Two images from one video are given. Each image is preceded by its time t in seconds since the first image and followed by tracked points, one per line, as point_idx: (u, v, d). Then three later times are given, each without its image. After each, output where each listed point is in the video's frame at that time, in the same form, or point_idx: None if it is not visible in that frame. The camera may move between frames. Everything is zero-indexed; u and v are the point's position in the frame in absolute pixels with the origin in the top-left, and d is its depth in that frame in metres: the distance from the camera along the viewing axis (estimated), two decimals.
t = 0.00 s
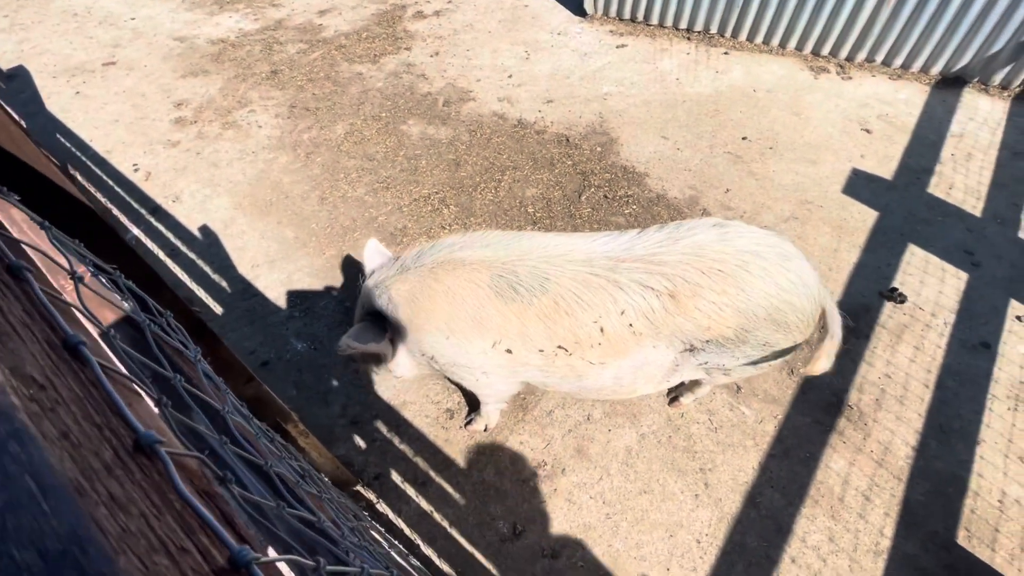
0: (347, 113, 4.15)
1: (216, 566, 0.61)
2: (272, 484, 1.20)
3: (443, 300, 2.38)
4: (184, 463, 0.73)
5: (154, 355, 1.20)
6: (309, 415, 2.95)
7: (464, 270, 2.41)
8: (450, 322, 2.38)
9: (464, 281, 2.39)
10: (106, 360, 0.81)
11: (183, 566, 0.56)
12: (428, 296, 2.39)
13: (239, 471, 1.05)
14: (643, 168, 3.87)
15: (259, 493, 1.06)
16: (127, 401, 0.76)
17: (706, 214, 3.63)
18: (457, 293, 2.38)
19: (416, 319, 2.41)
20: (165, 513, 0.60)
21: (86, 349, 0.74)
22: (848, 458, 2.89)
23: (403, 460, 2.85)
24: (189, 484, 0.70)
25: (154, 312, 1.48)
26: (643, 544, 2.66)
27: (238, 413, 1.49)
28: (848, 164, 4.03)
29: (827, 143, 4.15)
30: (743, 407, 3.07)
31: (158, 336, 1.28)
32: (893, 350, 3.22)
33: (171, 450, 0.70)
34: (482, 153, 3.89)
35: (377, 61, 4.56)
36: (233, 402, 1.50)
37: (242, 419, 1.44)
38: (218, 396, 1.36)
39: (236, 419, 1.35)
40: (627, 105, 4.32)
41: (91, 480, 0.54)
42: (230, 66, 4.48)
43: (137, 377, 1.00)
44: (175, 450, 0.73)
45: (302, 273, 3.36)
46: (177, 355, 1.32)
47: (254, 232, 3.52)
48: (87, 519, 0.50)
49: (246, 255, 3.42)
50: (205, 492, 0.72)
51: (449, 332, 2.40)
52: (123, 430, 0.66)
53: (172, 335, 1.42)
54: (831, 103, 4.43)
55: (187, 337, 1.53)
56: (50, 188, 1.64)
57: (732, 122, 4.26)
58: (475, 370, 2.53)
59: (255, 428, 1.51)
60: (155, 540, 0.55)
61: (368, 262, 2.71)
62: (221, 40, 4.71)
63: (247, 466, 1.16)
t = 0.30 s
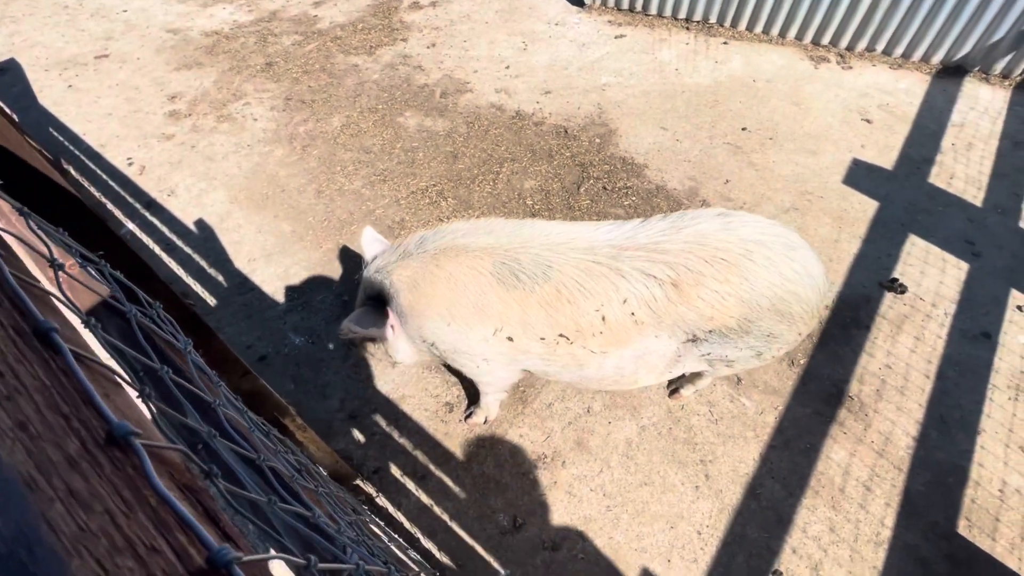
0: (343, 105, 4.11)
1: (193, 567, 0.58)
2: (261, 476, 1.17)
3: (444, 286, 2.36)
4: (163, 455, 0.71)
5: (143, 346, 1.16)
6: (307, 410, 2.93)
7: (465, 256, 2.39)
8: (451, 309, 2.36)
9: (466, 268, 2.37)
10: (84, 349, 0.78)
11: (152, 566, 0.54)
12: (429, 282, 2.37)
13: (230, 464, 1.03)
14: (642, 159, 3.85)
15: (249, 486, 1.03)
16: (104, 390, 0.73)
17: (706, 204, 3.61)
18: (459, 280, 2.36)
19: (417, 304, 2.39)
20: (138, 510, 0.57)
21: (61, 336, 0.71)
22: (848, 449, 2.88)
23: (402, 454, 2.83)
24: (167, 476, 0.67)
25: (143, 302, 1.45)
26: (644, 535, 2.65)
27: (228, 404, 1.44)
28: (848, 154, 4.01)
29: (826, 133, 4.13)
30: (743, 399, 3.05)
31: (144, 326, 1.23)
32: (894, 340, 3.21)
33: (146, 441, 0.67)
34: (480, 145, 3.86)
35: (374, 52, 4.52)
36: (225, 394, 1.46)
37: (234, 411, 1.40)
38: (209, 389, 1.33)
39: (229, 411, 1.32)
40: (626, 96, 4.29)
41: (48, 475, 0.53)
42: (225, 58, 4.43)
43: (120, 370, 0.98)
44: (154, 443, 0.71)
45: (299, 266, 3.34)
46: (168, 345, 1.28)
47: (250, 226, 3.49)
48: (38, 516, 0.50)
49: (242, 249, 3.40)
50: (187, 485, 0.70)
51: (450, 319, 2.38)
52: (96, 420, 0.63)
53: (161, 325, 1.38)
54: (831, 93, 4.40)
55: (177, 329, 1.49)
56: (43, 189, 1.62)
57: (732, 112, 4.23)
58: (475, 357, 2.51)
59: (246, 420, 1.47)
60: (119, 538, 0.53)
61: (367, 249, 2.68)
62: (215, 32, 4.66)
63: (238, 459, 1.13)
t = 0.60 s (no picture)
0: (340, 100, 4.08)
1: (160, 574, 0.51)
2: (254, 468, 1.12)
3: (445, 274, 2.33)
4: (135, 446, 0.65)
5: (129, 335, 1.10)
6: (305, 407, 2.89)
7: (466, 245, 2.37)
8: (451, 298, 2.33)
9: (467, 256, 2.34)
10: (51, 331, 0.71)
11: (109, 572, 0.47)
12: (430, 269, 2.35)
13: (222, 460, 0.98)
14: (642, 152, 3.82)
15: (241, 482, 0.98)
16: (71, 375, 0.66)
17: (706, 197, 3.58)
18: (458, 268, 2.33)
19: (417, 292, 2.36)
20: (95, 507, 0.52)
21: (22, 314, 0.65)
22: (853, 441, 2.85)
23: (402, 451, 2.79)
24: (135, 470, 0.60)
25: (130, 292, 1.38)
26: (647, 531, 2.62)
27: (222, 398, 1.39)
28: (848, 146, 3.98)
29: (826, 125, 4.11)
30: (746, 393, 3.02)
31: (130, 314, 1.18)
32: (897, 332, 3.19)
33: (112, 430, 0.61)
34: (478, 139, 3.83)
35: (370, 47, 4.49)
36: (217, 388, 1.41)
37: (226, 405, 1.35)
38: (200, 381, 1.27)
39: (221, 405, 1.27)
40: (624, 90, 4.26)
41: None
42: (220, 54, 4.39)
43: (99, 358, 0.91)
44: (125, 432, 0.65)
45: (295, 262, 3.30)
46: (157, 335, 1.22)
47: (246, 223, 3.45)
48: None
49: (238, 246, 3.36)
50: (165, 480, 0.65)
51: (449, 307, 2.35)
52: (55, 405, 0.57)
53: (151, 314, 1.33)
54: (830, 85, 4.38)
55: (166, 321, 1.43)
56: (25, 185, 1.54)
57: (732, 105, 4.21)
58: (475, 347, 2.47)
59: (239, 414, 1.42)
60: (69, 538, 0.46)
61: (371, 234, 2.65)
62: (209, 28, 4.62)
63: (230, 454, 1.07)
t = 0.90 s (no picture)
0: (336, 105, 4.09)
1: None
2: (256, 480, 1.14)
3: (436, 263, 2.38)
4: (124, 468, 0.65)
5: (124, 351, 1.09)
6: (303, 413, 2.90)
7: (459, 235, 2.41)
8: (441, 287, 2.37)
9: (458, 247, 2.38)
10: (43, 351, 0.71)
11: None
12: (423, 258, 2.40)
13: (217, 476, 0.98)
14: (638, 155, 3.84)
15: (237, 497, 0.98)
16: (63, 394, 0.66)
17: (703, 199, 3.59)
18: (449, 258, 2.38)
19: (410, 279, 2.42)
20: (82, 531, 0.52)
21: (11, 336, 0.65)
22: (851, 442, 2.86)
23: (401, 456, 2.80)
24: (123, 493, 0.61)
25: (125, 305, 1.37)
26: (646, 533, 2.62)
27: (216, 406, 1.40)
28: (844, 146, 4.00)
29: (822, 126, 4.12)
30: (744, 394, 3.03)
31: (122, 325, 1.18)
32: (894, 332, 3.20)
33: (99, 453, 0.61)
34: (475, 143, 3.84)
35: (366, 52, 4.50)
36: (210, 395, 1.42)
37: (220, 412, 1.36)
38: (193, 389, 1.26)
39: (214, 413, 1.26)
40: (620, 92, 4.28)
41: None
42: (216, 60, 4.40)
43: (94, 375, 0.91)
44: (115, 453, 0.65)
45: (293, 267, 3.31)
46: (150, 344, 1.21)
47: (243, 228, 3.47)
48: None
49: (235, 251, 3.37)
50: (153, 502, 0.64)
51: (439, 296, 2.39)
52: (44, 428, 0.57)
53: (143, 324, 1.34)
54: (826, 85, 4.39)
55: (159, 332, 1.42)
56: (11, 197, 1.50)
57: (727, 106, 4.22)
58: (463, 338, 2.50)
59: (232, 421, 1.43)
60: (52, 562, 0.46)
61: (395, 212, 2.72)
62: (205, 34, 4.63)
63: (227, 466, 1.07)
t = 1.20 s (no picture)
0: (330, 118, 4.11)
1: None
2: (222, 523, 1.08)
3: (396, 268, 2.45)
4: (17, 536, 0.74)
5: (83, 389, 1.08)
6: (296, 428, 2.92)
7: (417, 242, 2.47)
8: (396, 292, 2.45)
9: (415, 253, 2.44)
10: None
11: None
12: (384, 261, 2.48)
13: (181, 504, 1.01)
14: (630, 164, 3.86)
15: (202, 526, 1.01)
16: None
17: (695, 209, 3.62)
18: (405, 266, 2.44)
19: (374, 280, 2.50)
20: None
21: None
22: (846, 454, 2.85)
23: (392, 471, 2.81)
24: None
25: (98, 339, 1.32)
26: (640, 548, 2.62)
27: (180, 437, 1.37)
28: (836, 154, 4.00)
29: (815, 134, 4.13)
30: (738, 406, 3.03)
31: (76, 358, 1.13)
32: (888, 341, 3.19)
33: None
34: (467, 154, 3.86)
35: (360, 64, 4.53)
36: (173, 418, 1.45)
37: (183, 437, 1.39)
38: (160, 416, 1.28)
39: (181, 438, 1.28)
40: (613, 102, 4.30)
41: None
42: (211, 73, 4.44)
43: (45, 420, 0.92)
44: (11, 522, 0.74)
45: (283, 281, 3.39)
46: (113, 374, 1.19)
47: (237, 242, 3.51)
48: None
49: (228, 265, 3.42)
50: None
51: (396, 298, 2.47)
52: None
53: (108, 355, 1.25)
54: (818, 93, 4.40)
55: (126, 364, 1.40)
56: None
57: (720, 115, 4.24)
58: (422, 340, 2.57)
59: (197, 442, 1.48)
60: None
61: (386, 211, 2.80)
62: (200, 48, 4.67)
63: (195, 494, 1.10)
